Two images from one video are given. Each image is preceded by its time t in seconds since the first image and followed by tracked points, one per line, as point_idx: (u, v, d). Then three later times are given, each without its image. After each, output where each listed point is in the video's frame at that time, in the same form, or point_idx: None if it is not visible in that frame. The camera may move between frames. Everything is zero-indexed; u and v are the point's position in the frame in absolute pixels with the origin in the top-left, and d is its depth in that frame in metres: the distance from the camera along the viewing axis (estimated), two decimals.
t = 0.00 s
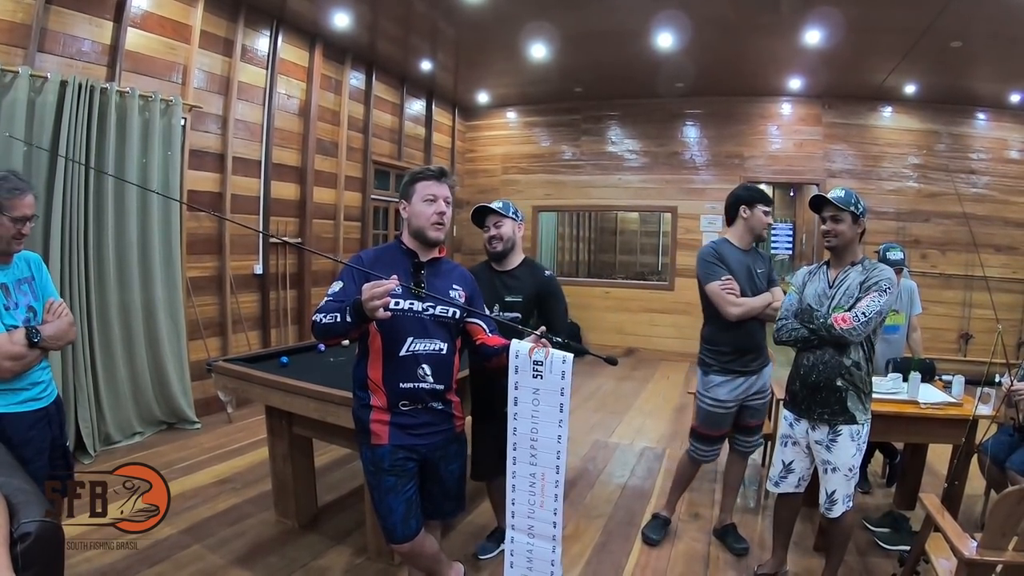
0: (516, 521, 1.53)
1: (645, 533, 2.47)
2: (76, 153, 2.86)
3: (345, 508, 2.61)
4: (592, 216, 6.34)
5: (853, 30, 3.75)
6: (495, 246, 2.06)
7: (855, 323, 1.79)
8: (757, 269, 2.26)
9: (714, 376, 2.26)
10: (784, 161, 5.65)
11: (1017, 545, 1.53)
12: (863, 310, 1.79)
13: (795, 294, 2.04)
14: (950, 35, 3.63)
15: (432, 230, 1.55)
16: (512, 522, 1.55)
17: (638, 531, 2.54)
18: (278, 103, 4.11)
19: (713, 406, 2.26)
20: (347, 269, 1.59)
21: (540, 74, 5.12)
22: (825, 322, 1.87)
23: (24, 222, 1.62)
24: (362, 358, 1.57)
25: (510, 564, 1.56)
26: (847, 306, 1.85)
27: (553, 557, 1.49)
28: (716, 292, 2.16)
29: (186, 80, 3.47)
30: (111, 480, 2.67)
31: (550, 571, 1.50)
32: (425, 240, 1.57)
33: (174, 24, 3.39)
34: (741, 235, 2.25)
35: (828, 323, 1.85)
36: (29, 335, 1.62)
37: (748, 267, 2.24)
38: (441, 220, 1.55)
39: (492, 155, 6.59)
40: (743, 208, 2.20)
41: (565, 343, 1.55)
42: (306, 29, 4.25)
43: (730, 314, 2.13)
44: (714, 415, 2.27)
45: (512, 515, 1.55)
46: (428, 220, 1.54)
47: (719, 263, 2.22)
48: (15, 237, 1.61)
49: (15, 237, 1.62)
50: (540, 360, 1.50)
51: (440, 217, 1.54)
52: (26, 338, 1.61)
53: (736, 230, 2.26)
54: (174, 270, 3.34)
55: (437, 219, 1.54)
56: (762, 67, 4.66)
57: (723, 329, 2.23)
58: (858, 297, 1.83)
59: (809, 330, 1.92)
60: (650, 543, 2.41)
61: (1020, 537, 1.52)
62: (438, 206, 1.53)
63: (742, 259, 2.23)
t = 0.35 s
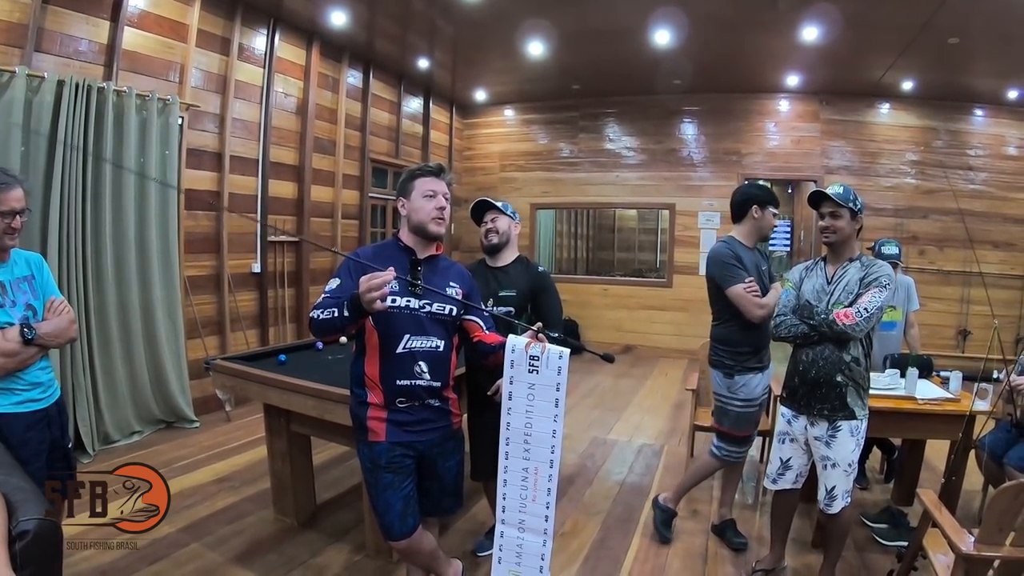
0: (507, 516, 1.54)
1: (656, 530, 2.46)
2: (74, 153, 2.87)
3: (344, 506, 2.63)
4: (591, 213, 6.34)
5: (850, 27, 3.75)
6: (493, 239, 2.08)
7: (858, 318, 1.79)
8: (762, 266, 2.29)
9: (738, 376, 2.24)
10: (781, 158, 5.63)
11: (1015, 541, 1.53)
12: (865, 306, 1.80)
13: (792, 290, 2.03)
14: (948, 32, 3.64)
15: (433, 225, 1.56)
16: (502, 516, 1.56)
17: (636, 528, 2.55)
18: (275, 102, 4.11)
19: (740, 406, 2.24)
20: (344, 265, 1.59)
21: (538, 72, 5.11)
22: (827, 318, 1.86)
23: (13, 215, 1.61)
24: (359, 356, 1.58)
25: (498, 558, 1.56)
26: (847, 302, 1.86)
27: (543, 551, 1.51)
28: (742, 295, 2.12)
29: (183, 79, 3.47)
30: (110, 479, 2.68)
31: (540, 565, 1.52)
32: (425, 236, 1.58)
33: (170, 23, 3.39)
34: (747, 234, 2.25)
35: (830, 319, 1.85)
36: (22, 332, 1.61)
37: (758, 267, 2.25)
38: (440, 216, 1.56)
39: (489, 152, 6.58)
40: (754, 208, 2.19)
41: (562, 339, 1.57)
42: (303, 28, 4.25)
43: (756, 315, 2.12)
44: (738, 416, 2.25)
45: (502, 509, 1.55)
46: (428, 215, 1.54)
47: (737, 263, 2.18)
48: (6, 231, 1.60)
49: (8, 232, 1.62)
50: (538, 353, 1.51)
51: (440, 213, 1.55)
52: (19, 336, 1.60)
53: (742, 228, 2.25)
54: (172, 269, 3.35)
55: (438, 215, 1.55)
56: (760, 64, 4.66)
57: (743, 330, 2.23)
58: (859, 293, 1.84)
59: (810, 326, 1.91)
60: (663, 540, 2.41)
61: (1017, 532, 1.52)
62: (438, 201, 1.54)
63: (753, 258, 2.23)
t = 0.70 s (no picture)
0: (505, 517, 1.55)
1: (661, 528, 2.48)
2: (74, 153, 2.88)
3: (345, 503, 2.64)
4: (590, 210, 6.34)
5: (850, 23, 3.74)
6: (510, 240, 2.07)
7: (856, 315, 1.80)
8: (760, 265, 2.28)
9: (725, 369, 2.25)
10: (780, 154, 5.60)
11: (1013, 536, 1.54)
12: (863, 302, 1.80)
13: (791, 286, 2.04)
14: (947, 28, 3.64)
15: (430, 224, 1.57)
16: (500, 518, 1.56)
17: (636, 524, 2.56)
18: (274, 101, 4.11)
19: (727, 399, 2.26)
20: (346, 259, 1.59)
21: (537, 69, 5.11)
22: (825, 314, 1.87)
23: (15, 211, 1.63)
24: (359, 353, 1.58)
25: (497, 560, 1.56)
26: (845, 298, 1.86)
27: (542, 550, 1.52)
28: (731, 291, 2.13)
29: (183, 78, 3.47)
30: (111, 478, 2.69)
31: (539, 564, 1.53)
32: (423, 232, 1.58)
33: (170, 22, 3.40)
34: (747, 231, 2.26)
35: (829, 315, 1.86)
36: (30, 329, 1.62)
37: (754, 263, 2.25)
38: (439, 213, 1.56)
39: (488, 150, 6.58)
40: (758, 208, 2.20)
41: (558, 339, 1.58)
42: (302, 27, 4.25)
43: (744, 313, 2.12)
44: (723, 409, 2.27)
45: (501, 510, 1.56)
46: (426, 214, 1.55)
47: (731, 259, 2.19)
48: (9, 227, 1.62)
49: (11, 230, 1.63)
50: (535, 353, 1.52)
51: (438, 211, 1.56)
52: (28, 333, 1.61)
53: (744, 225, 2.25)
54: (173, 268, 3.36)
55: (436, 213, 1.56)
56: (760, 60, 4.65)
57: (736, 325, 2.22)
58: (857, 289, 1.85)
59: (809, 322, 1.93)
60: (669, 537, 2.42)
61: (1016, 527, 1.53)
62: (437, 199, 1.55)
63: (749, 255, 2.23)
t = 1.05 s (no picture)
0: (503, 533, 1.50)
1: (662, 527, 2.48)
2: (74, 152, 2.89)
3: (345, 501, 2.65)
4: (590, 208, 6.34)
5: (849, 20, 3.74)
6: (526, 244, 1.95)
7: (853, 312, 1.80)
8: (745, 259, 2.28)
9: (700, 364, 2.27)
10: (780, 152, 5.60)
11: (1012, 532, 1.55)
12: (861, 299, 1.80)
13: (791, 283, 2.04)
14: (947, 25, 3.64)
15: (428, 228, 1.56)
16: (499, 534, 1.52)
17: (636, 521, 2.57)
18: (274, 100, 4.11)
19: (698, 393, 2.28)
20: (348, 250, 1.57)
21: (536, 67, 5.10)
22: (823, 311, 1.88)
23: (11, 206, 1.61)
24: (359, 349, 1.59)
25: None
26: (844, 295, 1.87)
27: (542, 566, 1.45)
28: (705, 284, 2.16)
29: (182, 77, 3.47)
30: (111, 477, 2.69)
31: None
32: (419, 235, 1.57)
33: (169, 21, 3.40)
34: (731, 226, 2.26)
35: (827, 312, 1.86)
36: (35, 329, 1.60)
37: (736, 258, 2.25)
38: (437, 219, 1.55)
39: (488, 148, 6.58)
40: (740, 202, 2.18)
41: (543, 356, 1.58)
42: (302, 25, 4.25)
43: (718, 307, 2.14)
44: (696, 403, 2.29)
45: (498, 526, 1.52)
46: (424, 217, 1.54)
47: (709, 254, 2.22)
48: (7, 222, 1.60)
49: (9, 224, 1.62)
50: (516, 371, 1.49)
51: (437, 217, 1.55)
52: (33, 333, 1.59)
53: (726, 220, 2.26)
54: (173, 267, 3.37)
55: (434, 218, 1.55)
56: (760, 58, 4.65)
57: (712, 318, 2.25)
58: (856, 286, 1.85)
59: (807, 319, 1.93)
60: (670, 535, 2.42)
61: (1015, 524, 1.53)
62: (437, 206, 1.53)
63: (729, 250, 2.24)
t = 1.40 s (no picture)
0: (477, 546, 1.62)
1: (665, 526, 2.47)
2: (74, 153, 2.89)
3: (345, 500, 2.66)
4: (590, 207, 6.34)
5: (848, 19, 3.73)
6: (540, 253, 1.87)
7: (852, 311, 1.80)
8: (727, 258, 2.30)
9: (688, 362, 2.27)
10: (779, 150, 5.59)
11: (1011, 530, 1.55)
12: (860, 298, 1.81)
13: (790, 282, 2.04)
14: (946, 24, 3.64)
15: (428, 228, 1.56)
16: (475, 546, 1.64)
17: (637, 519, 2.58)
18: (274, 99, 4.12)
19: (683, 391, 2.29)
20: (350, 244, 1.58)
21: (536, 66, 5.10)
22: (822, 309, 1.88)
23: (22, 207, 1.63)
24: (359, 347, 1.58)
25: None
26: (843, 294, 1.87)
27: None
28: (699, 286, 2.14)
29: (182, 77, 3.47)
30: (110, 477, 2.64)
31: None
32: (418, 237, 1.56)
33: (169, 21, 3.40)
34: (713, 225, 2.26)
35: (825, 310, 1.86)
36: (38, 331, 1.59)
37: (720, 257, 2.27)
38: (437, 220, 1.55)
39: (488, 147, 6.58)
40: (724, 201, 2.18)
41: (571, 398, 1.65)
42: (301, 25, 4.25)
43: (712, 308, 2.14)
44: (679, 398, 2.31)
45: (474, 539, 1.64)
46: (424, 218, 1.54)
47: (698, 254, 2.20)
48: (19, 223, 1.62)
49: (21, 225, 1.64)
50: (487, 393, 1.53)
51: (437, 218, 1.55)
52: (36, 335, 1.59)
53: (709, 219, 2.26)
54: (173, 267, 3.37)
55: (434, 218, 1.54)
56: (760, 57, 4.65)
57: (699, 317, 2.25)
58: (855, 285, 1.85)
59: (806, 318, 1.93)
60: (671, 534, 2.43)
61: (1014, 521, 1.54)
62: (437, 206, 1.53)
63: (715, 250, 2.24)
